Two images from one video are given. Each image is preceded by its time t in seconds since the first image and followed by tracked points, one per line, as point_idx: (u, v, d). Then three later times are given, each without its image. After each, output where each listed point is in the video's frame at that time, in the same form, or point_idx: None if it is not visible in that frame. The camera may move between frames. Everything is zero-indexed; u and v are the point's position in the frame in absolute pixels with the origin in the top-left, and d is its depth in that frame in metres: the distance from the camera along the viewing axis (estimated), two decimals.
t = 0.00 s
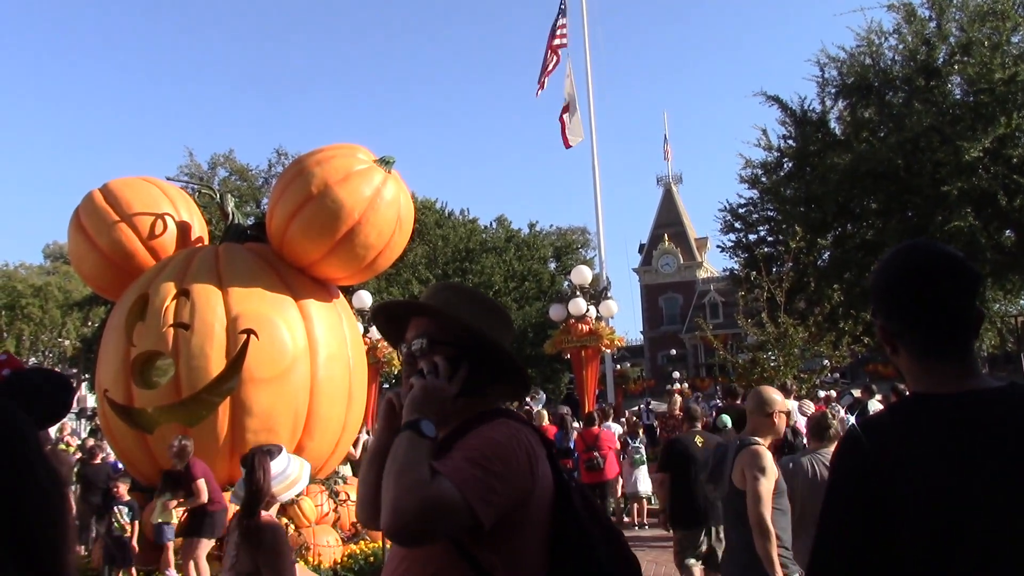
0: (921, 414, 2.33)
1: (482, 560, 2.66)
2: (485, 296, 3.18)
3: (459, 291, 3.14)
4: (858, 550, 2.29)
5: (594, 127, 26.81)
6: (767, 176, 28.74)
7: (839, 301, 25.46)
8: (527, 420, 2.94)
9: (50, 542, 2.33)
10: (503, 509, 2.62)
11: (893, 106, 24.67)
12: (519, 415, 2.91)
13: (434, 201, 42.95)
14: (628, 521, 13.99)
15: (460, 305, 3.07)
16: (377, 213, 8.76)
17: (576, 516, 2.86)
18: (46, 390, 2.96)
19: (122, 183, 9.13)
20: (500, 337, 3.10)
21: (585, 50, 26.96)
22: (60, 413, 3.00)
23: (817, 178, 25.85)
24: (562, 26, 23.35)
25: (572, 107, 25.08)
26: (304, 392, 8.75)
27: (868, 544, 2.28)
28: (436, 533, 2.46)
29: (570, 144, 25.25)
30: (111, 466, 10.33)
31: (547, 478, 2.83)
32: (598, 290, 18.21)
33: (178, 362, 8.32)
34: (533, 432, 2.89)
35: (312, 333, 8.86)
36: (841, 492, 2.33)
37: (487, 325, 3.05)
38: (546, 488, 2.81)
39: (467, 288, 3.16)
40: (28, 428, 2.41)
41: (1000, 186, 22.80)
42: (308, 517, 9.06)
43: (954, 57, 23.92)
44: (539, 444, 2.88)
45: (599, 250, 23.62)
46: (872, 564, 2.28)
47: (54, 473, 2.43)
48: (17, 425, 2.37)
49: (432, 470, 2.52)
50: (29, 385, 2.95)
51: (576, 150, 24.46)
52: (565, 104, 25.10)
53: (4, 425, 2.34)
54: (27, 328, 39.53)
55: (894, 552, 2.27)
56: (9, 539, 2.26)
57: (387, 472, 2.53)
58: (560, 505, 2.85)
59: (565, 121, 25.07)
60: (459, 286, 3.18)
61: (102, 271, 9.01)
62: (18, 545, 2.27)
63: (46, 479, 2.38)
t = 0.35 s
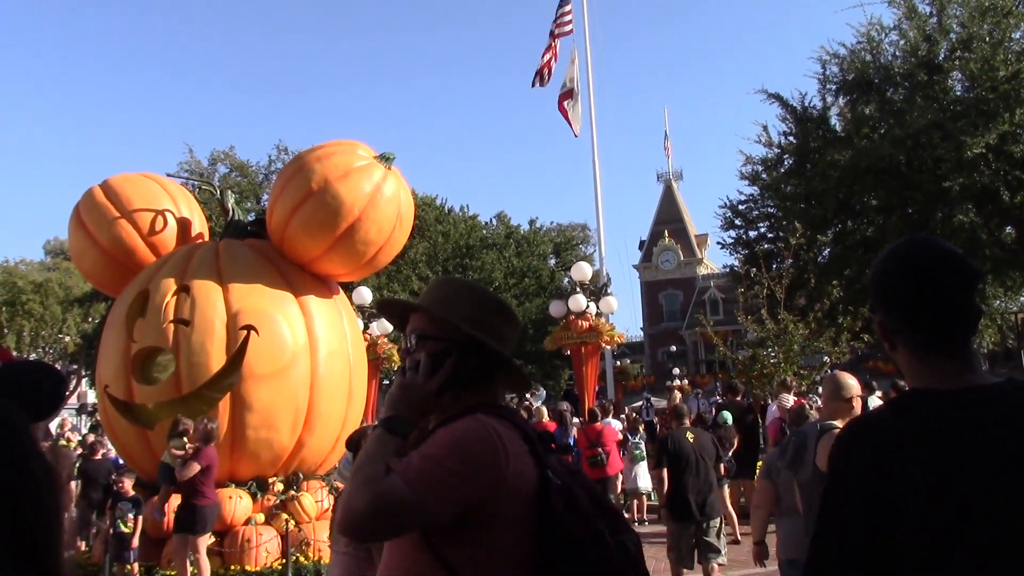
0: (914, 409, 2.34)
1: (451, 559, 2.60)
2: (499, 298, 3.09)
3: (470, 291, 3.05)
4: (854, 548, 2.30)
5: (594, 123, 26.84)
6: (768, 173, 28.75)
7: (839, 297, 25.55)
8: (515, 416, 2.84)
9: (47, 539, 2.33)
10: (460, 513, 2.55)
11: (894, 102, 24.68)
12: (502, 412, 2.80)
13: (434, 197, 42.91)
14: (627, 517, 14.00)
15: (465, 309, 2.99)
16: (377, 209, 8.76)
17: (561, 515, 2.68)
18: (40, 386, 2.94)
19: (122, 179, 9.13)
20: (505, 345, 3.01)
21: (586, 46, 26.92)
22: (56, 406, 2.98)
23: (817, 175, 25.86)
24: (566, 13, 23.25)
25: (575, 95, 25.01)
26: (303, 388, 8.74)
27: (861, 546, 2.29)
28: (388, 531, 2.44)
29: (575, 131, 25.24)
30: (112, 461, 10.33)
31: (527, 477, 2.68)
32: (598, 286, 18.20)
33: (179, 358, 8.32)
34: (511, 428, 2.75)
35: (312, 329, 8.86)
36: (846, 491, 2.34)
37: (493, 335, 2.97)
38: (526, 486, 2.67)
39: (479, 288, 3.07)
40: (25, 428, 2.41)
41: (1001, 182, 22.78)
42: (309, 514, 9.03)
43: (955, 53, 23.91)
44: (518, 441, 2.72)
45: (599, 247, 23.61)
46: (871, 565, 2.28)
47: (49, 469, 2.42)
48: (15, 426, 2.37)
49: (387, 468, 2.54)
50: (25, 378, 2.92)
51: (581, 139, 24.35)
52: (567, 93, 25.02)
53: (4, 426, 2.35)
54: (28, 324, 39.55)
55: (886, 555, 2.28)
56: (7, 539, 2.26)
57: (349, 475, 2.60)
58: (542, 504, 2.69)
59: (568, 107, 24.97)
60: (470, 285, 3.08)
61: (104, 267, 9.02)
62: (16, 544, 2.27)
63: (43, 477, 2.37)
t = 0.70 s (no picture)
0: (913, 399, 2.34)
1: (421, 547, 2.63)
2: (502, 297, 3.00)
3: (473, 288, 2.97)
4: (854, 545, 2.29)
5: (595, 115, 26.81)
6: (769, 164, 28.75)
7: (842, 289, 25.54)
8: (499, 410, 2.74)
9: (45, 531, 2.33)
10: (417, 509, 2.54)
11: (897, 93, 24.66)
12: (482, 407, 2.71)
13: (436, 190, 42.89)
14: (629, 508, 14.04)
15: (461, 312, 2.93)
16: (378, 203, 8.75)
17: (534, 514, 2.58)
18: (38, 379, 2.95)
19: (124, 173, 9.13)
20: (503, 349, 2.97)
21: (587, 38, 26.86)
22: (54, 401, 3.00)
23: (818, 166, 25.86)
24: None
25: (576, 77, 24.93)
26: (306, 381, 8.75)
27: (858, 544, 2.29)
28: (351, 523, 2.52)
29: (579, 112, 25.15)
30: (115, 455, 10.35)
31: (500, 473, 2.60)
32: (600, 278, 18.20)
33: (181, 351, 8.32)
34: (485, 423, 2.65)
35: (315, 322, 8.87)
36: (845, 488, 2.32)
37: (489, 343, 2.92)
38: (497, 482, 2.59)
39: (481, 286, 2.98)
40: (21, 421, 2.41)
41: (1003, 172, 22.75)
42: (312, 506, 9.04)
43: (959, 43, 23.81)
44: (492, 436, 2.62)
45: (601, 239, 23.60)
46: (876, 561, 2.28)
47: (47, 462, 2.43)
48: (11, 420, 2.37)
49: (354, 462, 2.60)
50: (24, 370, 2.93)
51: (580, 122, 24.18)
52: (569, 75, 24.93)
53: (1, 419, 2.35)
54: (30, 319, 39.63)
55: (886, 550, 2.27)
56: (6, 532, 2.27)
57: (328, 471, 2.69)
58: (515, 502, 2.60)
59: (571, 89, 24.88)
60: (472, 279, 3.00)
61: (105, 260, 9.02)
62: (16, 536, 2.28)
63: (40, 470, 2.37)
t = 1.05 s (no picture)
0: (912, 388, 2.34)
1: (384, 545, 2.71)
2: (483, 293, 2.84)
3: (451, 291, 2.84)
4: (858, 538, 2.30)
5: (600, 105, 26.78)
6: (773, 155, 28.67)
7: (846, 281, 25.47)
8: (453, 405, 2.71)
9: (45, 521, 2.33)
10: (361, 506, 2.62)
11: (902, 86, 24.74)
12: (445, 398, 2.71)
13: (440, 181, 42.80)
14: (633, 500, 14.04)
15: (441, 322, 2.84)
16: (381, 194, 8.74)
17: (446, 513, 2.55)
18: (43, 369, 2.95)
19: (128, 164, 9.12)
20: (493, 346, 2.87)
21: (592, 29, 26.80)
22: (58, 392, 3.00)
23: (822, 157, 25.79)
24: None
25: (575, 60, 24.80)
26: (309, 373, 8.75)
27: (869, 547, 2.29)
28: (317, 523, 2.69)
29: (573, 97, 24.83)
30: (119, 446, 10.37)
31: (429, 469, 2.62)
32: (604, 270, 18.15)
33: (185, 343, 8.33)
34: (421, 419, 2.66)
35: (318, 314, 8.87)
36: (849, 484, 2.34)
37: (473, 350, 2.82)
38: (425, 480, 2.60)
39: (458, 287, 2.84)
40: (24, 409, 2.41)
41: (1007, 164, 22.70)
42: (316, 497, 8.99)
43: (964, 35, 23.66)
44: (423, 431, 2.65)
45: (605, 231, 23.55)
46: (883, 556, 2.28)
47: (50, 451, 2.43)
48: (14, 410, 2.37)
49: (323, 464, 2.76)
50: (28, 359, 2.94)
51: (574, 104, 23.77)
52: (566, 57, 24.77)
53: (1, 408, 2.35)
54: (34, 310, 39.69)
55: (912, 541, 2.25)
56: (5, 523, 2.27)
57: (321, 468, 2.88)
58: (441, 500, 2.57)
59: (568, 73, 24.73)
60: (449, 282, 2.85)
61: (109, 251, 9.02)
62: (17, 528, 2.28)
63: (43, 461, 2.37)
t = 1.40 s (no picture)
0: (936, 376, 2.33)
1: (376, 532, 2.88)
2: (456, 287, 2.82)
3: (429, 292, 2.83)
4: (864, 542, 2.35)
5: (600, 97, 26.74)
6: (775, 146, 28.62)
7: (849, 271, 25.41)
8: (424, 404, 2.74)
9: (49, 519, 2.33)
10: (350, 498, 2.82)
11: (903, 74, 24.74)
12: (418, 400, 2.74)
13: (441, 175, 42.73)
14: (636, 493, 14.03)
15: (430, 327, 2.85)
16: (382, 188, 8.72)
17: (394, 510, 2.65)
18: (46, 368, 2.95)
19: (129, 160, 9.11)
20: (482, 339, 2.87)
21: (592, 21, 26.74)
22: (62, 387, 3.00)
23: (824, 147, 25.74)
24: None
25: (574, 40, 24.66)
26: (312, 368, 8.76)
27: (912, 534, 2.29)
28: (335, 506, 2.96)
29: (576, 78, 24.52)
30: (123, 442, 10.38)
31: (389, 469, 2.70)
32: (605, 262, 18.11)
33: (188, 338, 8.34)
34: (390, 419, 2.76)
35: (321, 309, 8.87)
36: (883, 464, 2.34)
37: (462, 349, 2.82)
38: (384, 478, 2.72)
39: (434, 286, 2.82)
40: (27, 407, 2.40)
41: (1009, 152, 22.63)
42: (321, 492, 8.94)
43: (965, 23, 23.56)
44: (387, 431, 2.75)
45: (607, 223, 23.51)
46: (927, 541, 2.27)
47: (55, 449, 2.43)
48: (17, 407, 2.37)
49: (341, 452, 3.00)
50: (29, 357, 2.93)
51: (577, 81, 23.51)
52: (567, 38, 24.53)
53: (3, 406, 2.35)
54: (37, 308, 39.70)
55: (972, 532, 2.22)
56: (6, 519, 2.27)
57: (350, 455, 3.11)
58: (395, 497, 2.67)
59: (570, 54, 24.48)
60: (425, 281, 2.84)
61: (112, 248, 9.02)
62: (20, 524, 2.28)
63: (48, 459, 2.38)
